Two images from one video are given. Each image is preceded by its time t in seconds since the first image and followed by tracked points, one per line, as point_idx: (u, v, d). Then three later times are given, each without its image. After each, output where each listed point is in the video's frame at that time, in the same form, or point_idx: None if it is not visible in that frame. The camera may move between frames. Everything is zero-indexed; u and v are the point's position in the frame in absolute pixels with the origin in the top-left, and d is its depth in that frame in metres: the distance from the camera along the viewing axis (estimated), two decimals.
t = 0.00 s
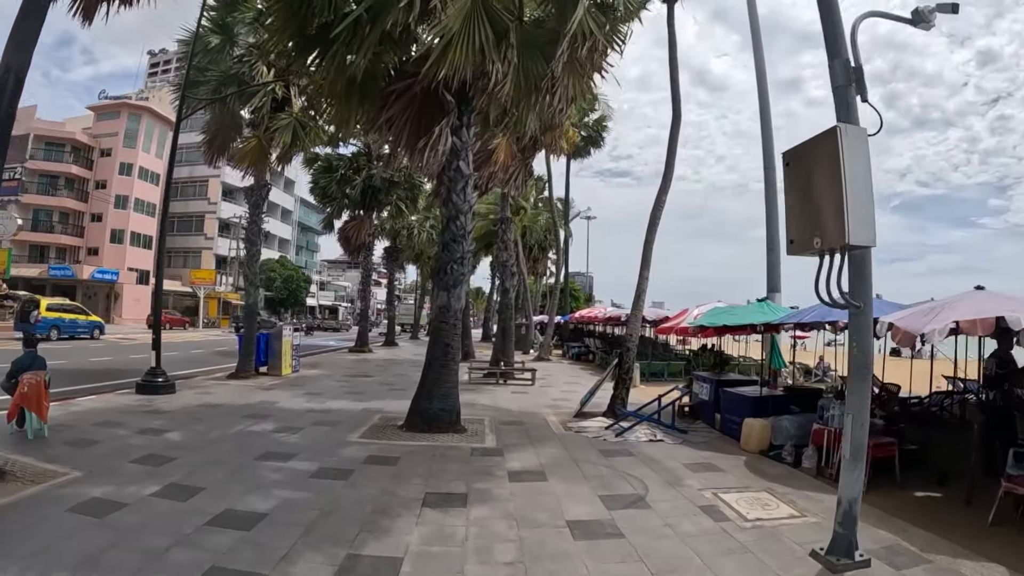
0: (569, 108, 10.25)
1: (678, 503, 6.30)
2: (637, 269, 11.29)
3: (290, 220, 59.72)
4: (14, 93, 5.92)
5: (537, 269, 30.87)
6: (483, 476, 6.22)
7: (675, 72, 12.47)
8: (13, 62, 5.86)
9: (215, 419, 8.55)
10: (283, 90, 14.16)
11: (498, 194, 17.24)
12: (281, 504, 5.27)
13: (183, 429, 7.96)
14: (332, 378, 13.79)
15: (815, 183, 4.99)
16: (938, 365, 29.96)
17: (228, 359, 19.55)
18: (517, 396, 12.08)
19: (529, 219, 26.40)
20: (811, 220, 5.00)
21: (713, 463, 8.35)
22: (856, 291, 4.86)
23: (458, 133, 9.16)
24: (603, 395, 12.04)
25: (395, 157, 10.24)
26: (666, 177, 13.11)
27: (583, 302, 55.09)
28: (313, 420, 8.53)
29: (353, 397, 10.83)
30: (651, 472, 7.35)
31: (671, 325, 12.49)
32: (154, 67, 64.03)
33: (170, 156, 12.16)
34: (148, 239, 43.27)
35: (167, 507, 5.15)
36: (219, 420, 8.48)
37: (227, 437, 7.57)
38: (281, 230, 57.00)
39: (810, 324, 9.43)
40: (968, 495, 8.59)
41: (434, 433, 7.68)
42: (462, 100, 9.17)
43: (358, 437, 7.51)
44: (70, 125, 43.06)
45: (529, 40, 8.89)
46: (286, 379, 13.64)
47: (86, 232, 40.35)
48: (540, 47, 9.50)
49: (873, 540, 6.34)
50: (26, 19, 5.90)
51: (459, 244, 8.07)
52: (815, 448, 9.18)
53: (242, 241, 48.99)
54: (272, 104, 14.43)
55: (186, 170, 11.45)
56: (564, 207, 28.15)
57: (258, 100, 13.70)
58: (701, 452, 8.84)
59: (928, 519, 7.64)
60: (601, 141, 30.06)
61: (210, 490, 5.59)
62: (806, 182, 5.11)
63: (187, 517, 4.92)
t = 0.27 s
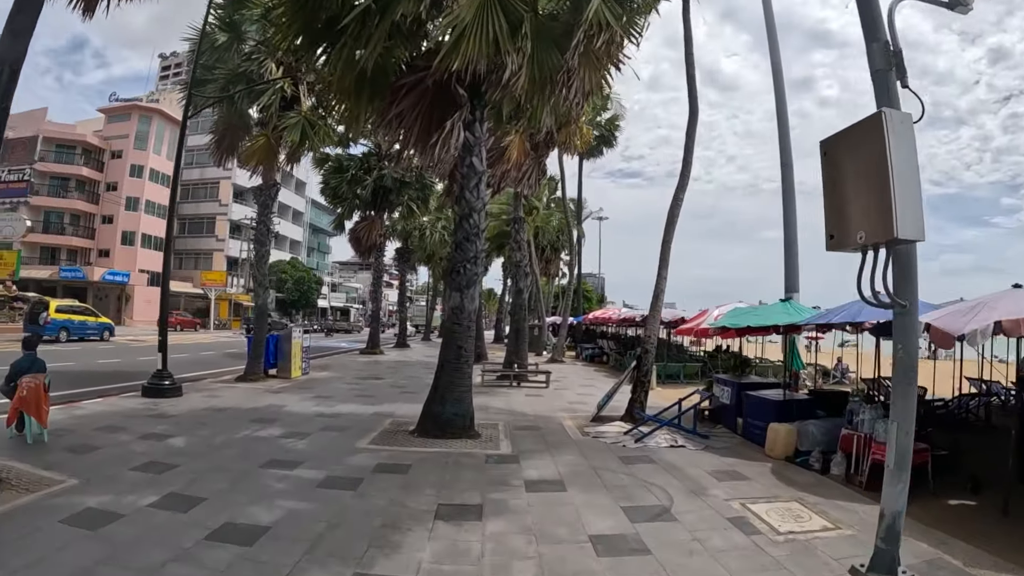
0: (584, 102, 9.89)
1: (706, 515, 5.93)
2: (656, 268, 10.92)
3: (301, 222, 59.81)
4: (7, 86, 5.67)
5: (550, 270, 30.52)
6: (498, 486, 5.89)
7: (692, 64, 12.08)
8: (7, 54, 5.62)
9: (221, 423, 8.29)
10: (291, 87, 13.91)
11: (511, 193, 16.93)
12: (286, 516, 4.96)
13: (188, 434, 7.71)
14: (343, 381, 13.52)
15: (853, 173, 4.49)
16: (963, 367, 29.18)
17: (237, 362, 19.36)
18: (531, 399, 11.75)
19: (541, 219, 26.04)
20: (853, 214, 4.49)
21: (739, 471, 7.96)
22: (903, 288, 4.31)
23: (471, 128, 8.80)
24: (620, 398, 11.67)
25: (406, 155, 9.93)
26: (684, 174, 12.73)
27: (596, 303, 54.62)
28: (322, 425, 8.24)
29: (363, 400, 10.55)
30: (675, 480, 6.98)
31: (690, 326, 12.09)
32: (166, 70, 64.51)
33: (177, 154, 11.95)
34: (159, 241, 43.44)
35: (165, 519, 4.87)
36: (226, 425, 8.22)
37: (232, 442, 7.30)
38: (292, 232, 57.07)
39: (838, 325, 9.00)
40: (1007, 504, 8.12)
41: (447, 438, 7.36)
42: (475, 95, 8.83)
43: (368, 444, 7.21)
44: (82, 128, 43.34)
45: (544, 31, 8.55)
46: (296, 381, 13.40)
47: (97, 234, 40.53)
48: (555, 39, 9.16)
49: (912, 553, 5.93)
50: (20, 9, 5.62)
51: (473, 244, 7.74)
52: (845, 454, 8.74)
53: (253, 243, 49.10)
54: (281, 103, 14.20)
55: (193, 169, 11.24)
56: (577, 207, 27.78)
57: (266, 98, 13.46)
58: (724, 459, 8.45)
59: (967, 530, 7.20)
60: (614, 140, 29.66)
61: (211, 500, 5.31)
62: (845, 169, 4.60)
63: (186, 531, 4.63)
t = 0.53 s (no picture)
0: (604, 92, 9.41)
1: (741, 529, 5.48)
2: (677, 266, 10.48)
3: (314, 225, 59.90)
4: None
5: (564, 271, 30.08)
6: (516, 497, 5.48)
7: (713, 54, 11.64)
8: None
9: (227, 428, 7.98)
10: (301, 84, 13.64)
11: (526, 193, 16.59)
12: (287, 529, 4.60)
13: (191, 439, 7.39)
14: (354, 384, 13.18)
15: (894, 139, 2.91)
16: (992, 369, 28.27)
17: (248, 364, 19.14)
18: (548, 403, 11.34)
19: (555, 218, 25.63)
20: (896, 197, 2.89)
21: (770, 479, 7.50)
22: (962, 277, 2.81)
23: (486, 120, 8.33)
24: (641, 402, 11.21)
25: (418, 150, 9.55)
26: (704, 169, 12.28)
27: (610, 305, 54.10)
28: (331, 430, 7.90)
29: (375, 404, 10.20)
30: (704, 490, 6.53)
31: (714, 326, 11.62)
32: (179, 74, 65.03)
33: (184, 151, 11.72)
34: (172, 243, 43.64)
35: (157, 533, 4.51)
36: (230, 430, 7.89)
37: (236, 448, 6.97)
38: (306, 235, 57.14)
39: (872, 324, 8.48)
40: None
41: (461, 445, 6.97)
42: (490, 86, 8.37)
43: (378, 450, 6.84)
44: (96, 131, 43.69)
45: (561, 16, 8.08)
46: (306, 384, 13.10)
47: (110, 237, 40.73)
48: (573, 25, 8.69)
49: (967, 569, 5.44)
50: None
51: (488, 240, 7.35)
52: (880, 460, 8.21)
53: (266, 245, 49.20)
54: (291, 100, 13.93)
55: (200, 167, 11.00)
56: (591, 207, 27.36)
57: (275, 96, 13.19)
58: (753, 466, 7.99)
59: (1019, 541, 6.67)
60: (628, 140, 29.20)
61: (209, 512, 4.95)
62: (883, 143, 3.07)
63: (178, 547, 4.27)
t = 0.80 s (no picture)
0: (627, 83, 8.96)
1: (783, 551, 5.05)
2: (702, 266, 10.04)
3: (330, 227, 59.99)
4: None
5: (581, 272, 29.64)
6: (538, 514, 5.10)
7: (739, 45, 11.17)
8: None
9: (235, 437, 7.67)
10: (313, 81, 13.35)
11: (544, 192, 16.21)
12: (292, 551, 4.26)
13: (198, 448, 7.11)
14: (369, 388, 12.86)
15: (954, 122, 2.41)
16: None
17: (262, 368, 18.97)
18: (567, 408, 10.94)
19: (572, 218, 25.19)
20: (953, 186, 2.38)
21: (807, 492, 7.04)
22: None
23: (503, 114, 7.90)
24: (665, 408, 10.78)
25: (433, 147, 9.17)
26: (729, 166, 11.81)
27: (627, 306, 53.53)
28: (342, 439, 7.56)
29: (389, 410, 9.87)
30: (738, 505, 6.10)
31: (741, 329, 11.14)
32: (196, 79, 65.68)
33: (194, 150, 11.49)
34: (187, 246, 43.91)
35: (153, 554, 4.19)
36: (239, 438, 7.59)
37: (244, 458, 6.66)
38: (321, 236, 57.22)
39: (915, 325, 7.94)
40: None
41: (479, 455, 6.59)
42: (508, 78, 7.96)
43: (392, 461, 6.49)
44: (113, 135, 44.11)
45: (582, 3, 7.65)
46: (320, 389, 12.81)
47: (125, 240, 41.13)
48: (594, 13, 8.25)
49: None
50: None
51: (507, 239, 6.97)
52: (923, 472, 7.69)
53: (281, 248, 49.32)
54: (303, 99, 13.66)
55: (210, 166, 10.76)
56: (609, 207, 26.89)
57: (287, 94, 12.93)
58: (788, 478, 7.53)
59: None
60: (646, 139, 28.72)
61: (211, 529, 4.63)
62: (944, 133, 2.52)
63: (174, 571, 3.95)
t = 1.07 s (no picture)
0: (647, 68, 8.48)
1: (831, 567, 4.59)
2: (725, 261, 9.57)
3: (340, 228, 59.92)
4: None
5: (593, 272, 29.17)
6: (561, 527, 4.67)
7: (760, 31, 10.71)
8: None
9: (237, 443, 7.33)
10: (320, 75, 13.02)
11: (557, 188, 15.79)
12: (292, 569, 3.86)
13: (199, 454, 6.75)
14: (378, 390, 12.49)
15: None
16: None
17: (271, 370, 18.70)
18: (584, 410, 10.50)
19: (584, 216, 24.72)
20: None
21: (846, 500, 6.57)
22: None
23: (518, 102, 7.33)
24: (686, 410, 10.31)
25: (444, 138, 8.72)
26: (751, 157, 11.33)
27: (640, 306, 52.97)
28: (350, 444, 7.16)
29: (400, 413, 9.48)
30: (776, 516, 5.64)
31: (766, 328, 10.63)
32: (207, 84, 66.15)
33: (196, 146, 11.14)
34: (197, 248, 44.00)
35: (139, 572, 3.82)
36: (242, 443, 7.23)
37: (246, 465, 6.29)
38: (331, 238, 57.12)
39: (960, 319, 7.37)
40: None
41: (495, 462, 6.17)
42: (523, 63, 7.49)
43: (403, 467, 6.09)
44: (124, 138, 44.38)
45: None
46: (328, 391, 12.45)
47: (134, 242, 41.40)
48: None
49: None
50: None
51: (522, 232, 6.54)
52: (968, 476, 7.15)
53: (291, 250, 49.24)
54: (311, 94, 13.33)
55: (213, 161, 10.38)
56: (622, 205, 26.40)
57: (293, 89, 12.55)
58: (823, 484, 7.05)
59: None
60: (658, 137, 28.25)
61: (204, 544, 4.24)
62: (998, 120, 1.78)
63: None
